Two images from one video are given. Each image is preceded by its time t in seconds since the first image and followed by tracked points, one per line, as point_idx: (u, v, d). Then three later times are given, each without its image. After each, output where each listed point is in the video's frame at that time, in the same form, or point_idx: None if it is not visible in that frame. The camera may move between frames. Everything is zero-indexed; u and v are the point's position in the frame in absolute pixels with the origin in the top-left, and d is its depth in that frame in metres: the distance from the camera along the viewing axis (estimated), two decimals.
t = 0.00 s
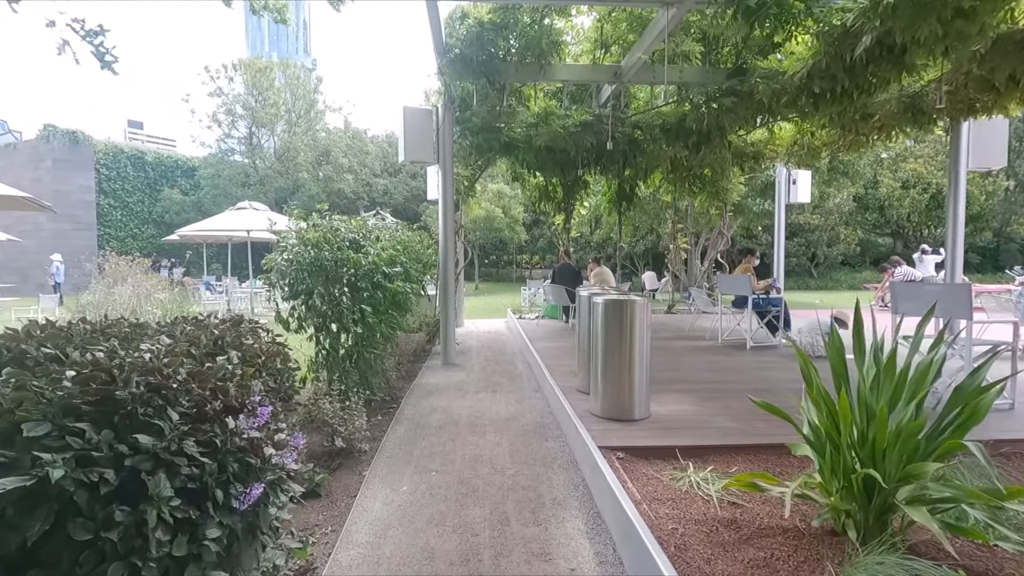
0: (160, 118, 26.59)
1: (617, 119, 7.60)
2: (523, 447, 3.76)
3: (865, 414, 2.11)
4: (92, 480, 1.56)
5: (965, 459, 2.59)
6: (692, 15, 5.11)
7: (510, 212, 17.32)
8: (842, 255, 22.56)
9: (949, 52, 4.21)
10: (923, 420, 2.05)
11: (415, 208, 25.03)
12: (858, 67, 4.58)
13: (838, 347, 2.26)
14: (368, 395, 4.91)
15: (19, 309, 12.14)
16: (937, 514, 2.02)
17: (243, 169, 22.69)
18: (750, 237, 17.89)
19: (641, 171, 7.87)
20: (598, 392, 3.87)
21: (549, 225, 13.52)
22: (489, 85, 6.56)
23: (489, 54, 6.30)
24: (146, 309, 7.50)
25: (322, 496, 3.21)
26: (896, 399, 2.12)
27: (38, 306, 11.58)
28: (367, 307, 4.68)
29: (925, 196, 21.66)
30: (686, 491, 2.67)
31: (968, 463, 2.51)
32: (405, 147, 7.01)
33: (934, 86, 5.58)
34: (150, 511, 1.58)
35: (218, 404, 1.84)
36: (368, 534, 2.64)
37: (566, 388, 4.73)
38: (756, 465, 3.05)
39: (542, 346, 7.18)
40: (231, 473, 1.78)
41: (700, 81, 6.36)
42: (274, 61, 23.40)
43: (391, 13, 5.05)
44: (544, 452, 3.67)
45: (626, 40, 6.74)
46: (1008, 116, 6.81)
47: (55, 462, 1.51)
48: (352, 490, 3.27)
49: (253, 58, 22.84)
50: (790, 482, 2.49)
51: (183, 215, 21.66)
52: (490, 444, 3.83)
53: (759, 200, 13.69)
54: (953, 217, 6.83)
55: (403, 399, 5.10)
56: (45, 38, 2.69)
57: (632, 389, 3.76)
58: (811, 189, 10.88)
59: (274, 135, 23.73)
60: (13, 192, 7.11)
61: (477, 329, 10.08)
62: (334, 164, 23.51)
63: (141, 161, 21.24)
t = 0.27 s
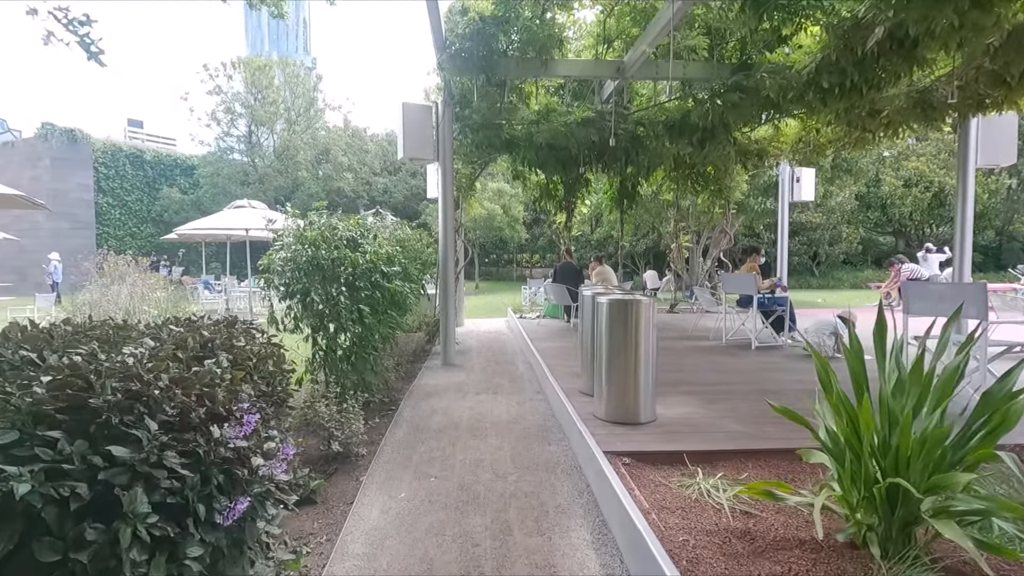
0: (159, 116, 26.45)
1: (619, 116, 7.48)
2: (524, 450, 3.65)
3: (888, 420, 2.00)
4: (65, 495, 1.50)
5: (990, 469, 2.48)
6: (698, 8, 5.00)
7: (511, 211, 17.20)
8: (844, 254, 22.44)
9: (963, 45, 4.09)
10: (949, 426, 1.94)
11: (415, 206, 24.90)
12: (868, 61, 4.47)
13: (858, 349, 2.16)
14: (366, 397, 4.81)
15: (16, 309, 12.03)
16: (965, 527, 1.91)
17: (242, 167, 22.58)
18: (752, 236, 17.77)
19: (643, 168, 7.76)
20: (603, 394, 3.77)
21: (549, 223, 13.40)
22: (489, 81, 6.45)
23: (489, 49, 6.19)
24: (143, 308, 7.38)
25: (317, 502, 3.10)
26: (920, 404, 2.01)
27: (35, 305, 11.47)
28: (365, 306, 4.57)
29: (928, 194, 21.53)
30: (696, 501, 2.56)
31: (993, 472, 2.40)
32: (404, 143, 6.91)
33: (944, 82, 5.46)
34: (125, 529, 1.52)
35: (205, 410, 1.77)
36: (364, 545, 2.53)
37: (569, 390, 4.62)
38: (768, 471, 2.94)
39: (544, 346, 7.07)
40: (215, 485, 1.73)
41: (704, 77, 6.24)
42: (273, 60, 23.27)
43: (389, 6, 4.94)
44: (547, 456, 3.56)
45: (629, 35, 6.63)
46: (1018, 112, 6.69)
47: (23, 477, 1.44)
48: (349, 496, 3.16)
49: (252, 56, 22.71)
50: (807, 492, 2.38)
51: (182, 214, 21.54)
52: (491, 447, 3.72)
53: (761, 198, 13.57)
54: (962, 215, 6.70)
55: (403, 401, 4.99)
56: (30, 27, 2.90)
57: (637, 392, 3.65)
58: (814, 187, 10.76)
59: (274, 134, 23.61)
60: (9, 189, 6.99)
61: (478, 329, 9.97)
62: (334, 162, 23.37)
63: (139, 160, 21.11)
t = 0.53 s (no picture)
0: (157, 115, 26.27)
1: (621, 111, 7.33)
2: (526, 454, 3.52)
3: (916, 423, 1.88)
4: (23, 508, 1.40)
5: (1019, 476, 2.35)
6: None
7: (511, 210, 17.07)
8: (846, 253, 22.31)
9: (980, 35, 3.95)
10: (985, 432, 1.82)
11: (415, 205, 24.73)
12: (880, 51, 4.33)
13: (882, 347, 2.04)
14: (363, 397, 4.68)
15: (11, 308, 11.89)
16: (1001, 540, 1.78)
17: (240, 166, 22.44)
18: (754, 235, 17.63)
19: (645, 165, 7.63)
20: (607, 395, 3.64)
21: (550, 223, 13.27)
22: (491, 74, 6.31)
23: (490, 42, 6.04)
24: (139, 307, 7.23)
25: (310, 509, 2.97)
26: (953, 409, 1.88)
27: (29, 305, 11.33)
28: (362, 305, 4.44)
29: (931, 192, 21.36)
30: (707, 512, 2.43)
31: None
32: (403, 138, 6.77)
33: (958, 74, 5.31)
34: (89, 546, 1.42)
35: (185, 413, 1.65)
36: (358, 555, 2.41)
37: (572, 391, 4.48)
38: (781, 477, 2.82)
39: (545, 346, 6.94)
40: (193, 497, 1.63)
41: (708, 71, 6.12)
42: (272, 57, 23.10)
43: None
44: (549, 460, 3.43)
45: (631, 28, 6.50)
46: None
47: None
48: (343, 503, 3.03)
49: (251, 54, 22.55)
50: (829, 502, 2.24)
51: (180, 213, 21.40)
52: (492, 451, 3.59)
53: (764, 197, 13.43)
54: (972, 212, 6.56)
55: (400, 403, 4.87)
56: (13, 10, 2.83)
57: (643, 393, 3.52)
58: (819, 185, 10.62)
59: (272, 132, 23.47)
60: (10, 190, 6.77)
61: (477, 328, 9.84)
62: (333, 160, 23.21)
63: (138, 158, 20.96)
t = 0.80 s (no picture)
0: (156, 112, 26.10)
1: (625, 105, 7.17)
2: (530, 458, 3.38)
3: (958, 432, 1.73)
4: None
5: None
6: None
7: (512, 208, 16.91)
8: (848, 251, 22.15)
9: (1002, 23, 3.78)
10: None
11: (415, 203, 24.55)
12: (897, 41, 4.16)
13: (917, 349, 1.90)
14: (361, 399, 4.54)
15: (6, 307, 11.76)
16: None
17: (239, 163, 22.29)
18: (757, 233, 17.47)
19: (649, 161, 7.47)
20: (614, 397, 3.50)
21: (552, 220, 13.11)
22: (492, 67, 6.14)
23: (491, 34, 5.88)
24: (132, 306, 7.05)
25: (304, 518, 2.83)
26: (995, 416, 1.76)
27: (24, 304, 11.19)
28: (359, 304, 4.30)
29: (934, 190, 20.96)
30: (724, 524, 2.29)
31: None
32: (402, 133, 6.62)
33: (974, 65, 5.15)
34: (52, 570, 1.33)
35: (159, 423, 1.56)
36: (353, 569, 2.27)
37: (576, 393, 4.35)
38: (798, 485, 2.69)
39: (547, 345, 6.80)
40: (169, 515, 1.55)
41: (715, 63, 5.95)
42: (272, 53, 22.86)
43: None
44: (554, 465, 3.30)
45: (636, 19, 6.33)
46: None
47: None
48: (338, 511, 2.89)
49: (250, 50, 22.35)
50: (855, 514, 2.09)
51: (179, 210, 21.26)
52: (494, 455, 3.46)
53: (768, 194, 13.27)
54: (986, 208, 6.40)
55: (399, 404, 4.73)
56: None
57: (652, 396, 3.38)
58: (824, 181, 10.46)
59: (272, 130, 23.30)
60: (6, 187, 6.57)
61: (478, 327, 9.70)
62: (332, 158, 23.03)
63: (136, 156, 20.82)
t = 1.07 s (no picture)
0: (156, 109, 25.97)
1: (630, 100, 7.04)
2: (534, 464, 3.27)
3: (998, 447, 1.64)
4: None
5: None
6: None
7: (513, 205, 16.78)
8: (851, 248, 22.01)
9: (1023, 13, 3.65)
10: None
11: (415, 201, 24.41)
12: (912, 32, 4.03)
13: (951, 354, 1.81)
14: (360, 401, 4.43)
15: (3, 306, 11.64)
16: None
17: (239, 161, 22.16)
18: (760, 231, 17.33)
19: (653, 157, 7.35)
20: (621, 401, 3.38)
21: (553, 218, 12.98)
22: (493, 61, 6.01)
23: (493, 27, 5.74)
24: (126, 306, 6.89)
25: (299, 528, 2.71)
26: None
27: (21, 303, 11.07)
28: (358, 304, 4.19)
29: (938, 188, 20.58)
30: (741, 538, 2.18)
31: None
32: (403, 128, 6.49)
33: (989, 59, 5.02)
34: None
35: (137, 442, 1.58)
36: None
37: (581, 395, 4.22)
38: (815, 494, 2.60)
39: (550, 345, 6.69)
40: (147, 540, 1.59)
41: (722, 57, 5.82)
42: (272, 50, 22.76)
43: None
44: (559, 472, 3.18)
45: (641, 12, 6.20)
46: None
47: None
48: (335, 520, 2.77)
49: (250, 47, 22.26)
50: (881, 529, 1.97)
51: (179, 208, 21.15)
52: (497, 461, 3.34)
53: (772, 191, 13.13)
54: (998, 204, 6.27)
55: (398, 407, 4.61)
56: None
57: (660, 400, 3.26)
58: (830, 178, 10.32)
59: (272, 127, 23.17)
60: None
61: (480, 326, 9.59)
62: (333, 155, 22.86)
63: (135, 153, 20.70)
